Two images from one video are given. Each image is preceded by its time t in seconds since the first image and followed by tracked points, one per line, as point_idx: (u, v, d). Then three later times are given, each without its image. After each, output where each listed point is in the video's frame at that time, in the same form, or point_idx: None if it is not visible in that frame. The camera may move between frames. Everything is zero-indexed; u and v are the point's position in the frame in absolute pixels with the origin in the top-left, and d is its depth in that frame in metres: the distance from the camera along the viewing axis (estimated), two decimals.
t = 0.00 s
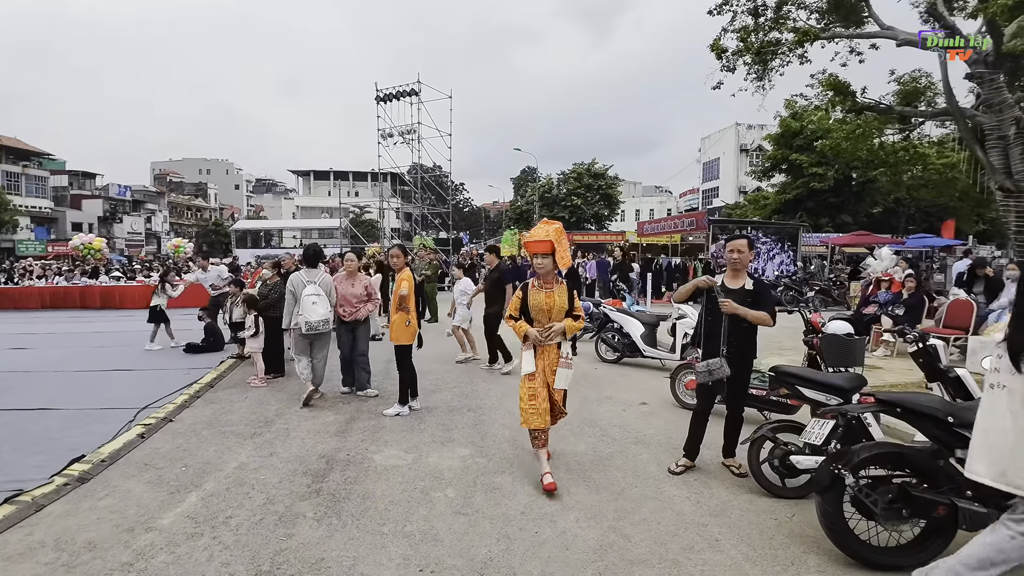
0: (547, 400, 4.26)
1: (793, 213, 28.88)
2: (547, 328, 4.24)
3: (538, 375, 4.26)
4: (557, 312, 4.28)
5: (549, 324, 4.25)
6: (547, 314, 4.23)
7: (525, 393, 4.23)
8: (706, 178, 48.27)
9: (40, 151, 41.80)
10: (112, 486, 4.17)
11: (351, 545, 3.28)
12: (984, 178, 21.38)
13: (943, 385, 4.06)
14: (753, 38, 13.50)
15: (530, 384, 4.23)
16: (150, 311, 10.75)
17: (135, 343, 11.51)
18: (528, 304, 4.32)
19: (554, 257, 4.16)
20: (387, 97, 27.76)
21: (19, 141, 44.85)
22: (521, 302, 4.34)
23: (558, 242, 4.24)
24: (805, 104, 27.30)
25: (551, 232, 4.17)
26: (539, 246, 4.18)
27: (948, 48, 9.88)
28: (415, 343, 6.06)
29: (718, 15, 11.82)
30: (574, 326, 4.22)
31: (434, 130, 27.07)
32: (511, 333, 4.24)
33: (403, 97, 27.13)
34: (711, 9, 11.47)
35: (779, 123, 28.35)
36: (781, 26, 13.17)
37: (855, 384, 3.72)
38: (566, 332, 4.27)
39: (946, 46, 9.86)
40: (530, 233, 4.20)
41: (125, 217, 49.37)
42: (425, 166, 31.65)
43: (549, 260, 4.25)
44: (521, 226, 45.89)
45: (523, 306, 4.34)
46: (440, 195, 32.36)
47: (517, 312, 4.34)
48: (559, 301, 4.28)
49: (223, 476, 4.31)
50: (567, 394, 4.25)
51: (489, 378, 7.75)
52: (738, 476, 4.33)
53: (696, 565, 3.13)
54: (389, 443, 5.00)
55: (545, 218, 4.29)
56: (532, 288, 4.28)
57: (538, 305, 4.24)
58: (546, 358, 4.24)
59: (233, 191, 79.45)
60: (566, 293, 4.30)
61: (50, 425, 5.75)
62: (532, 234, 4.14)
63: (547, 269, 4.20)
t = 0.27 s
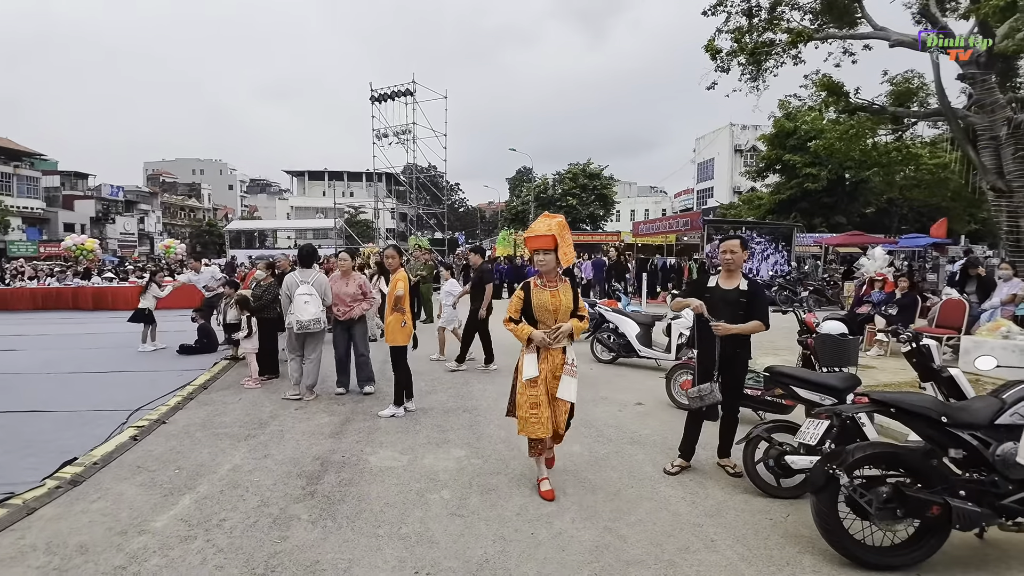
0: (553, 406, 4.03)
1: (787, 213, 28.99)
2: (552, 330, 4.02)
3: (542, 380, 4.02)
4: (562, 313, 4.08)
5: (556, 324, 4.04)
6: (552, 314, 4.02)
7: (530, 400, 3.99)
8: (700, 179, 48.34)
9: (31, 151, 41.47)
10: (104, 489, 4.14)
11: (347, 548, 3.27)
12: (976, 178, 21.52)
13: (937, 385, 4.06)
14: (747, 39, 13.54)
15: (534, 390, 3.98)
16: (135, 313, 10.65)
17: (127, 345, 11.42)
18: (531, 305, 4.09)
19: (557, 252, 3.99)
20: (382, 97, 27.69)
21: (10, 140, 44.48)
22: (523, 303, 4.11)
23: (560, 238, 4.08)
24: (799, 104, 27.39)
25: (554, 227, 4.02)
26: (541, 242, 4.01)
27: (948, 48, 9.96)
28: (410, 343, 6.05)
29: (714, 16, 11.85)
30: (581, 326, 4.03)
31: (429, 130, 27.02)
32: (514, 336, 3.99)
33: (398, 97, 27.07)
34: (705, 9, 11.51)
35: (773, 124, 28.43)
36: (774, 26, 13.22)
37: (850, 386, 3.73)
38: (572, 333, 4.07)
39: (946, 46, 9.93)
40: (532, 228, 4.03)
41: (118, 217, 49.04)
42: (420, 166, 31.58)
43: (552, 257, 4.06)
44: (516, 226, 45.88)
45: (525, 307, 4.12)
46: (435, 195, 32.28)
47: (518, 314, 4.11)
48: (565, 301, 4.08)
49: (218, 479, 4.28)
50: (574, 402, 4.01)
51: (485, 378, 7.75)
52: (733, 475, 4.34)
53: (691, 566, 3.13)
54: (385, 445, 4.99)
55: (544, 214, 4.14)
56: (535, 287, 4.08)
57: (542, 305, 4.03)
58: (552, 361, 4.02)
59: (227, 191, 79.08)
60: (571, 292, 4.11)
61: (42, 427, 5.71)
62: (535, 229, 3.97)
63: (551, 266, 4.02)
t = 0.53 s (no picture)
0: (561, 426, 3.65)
1: (777, 216, 29.19)
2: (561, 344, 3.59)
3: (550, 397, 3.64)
4: (571, 324, 3.64)
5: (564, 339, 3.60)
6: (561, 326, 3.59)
7: (537, 419, 3.66)
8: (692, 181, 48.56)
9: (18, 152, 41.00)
10: (94, 493, 4.10)
11: (339, 551, 3.26)
12: (963, 181, 21.79)
13: (925, 386, 4.09)
14: (738, 42, 13.63)
15: (542, 409, 3.64)
16: (131, 315, 10.54)
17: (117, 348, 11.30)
18: (536, 316, 3.64)
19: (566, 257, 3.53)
20: (373, 99, 27.63)
21: None
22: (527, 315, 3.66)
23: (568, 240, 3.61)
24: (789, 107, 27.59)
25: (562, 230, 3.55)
26: (548, 246, 3.53)
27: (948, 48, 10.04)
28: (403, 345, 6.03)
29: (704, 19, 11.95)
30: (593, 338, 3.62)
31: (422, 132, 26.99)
32: (521, 352, 3.57)
33: (390, 99, 27.01)
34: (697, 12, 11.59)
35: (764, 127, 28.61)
36: (764, 30, 13.31)
37: (840, 387, 3.75)
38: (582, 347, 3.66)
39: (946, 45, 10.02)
40: (538, 232, 3.54)
41: (106, 219, 48.57)
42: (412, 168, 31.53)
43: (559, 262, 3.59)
44: (508, 228, 45.89)
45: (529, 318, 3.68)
46: (428, 197, 32.23)
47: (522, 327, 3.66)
48: (573, 311, 3.64)
49: (209, 482, 4.26)
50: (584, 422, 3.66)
51: (478, 380, 7.74)
52: (725, 476, 4.36)
53: (685, 567, 3.15)
54: (378, 448, 4.97)
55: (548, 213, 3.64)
56: (541, 297, 3.62)
57: (550, 317, 3.59)
58: (561, 378, 3.63)
59: (217, 193, 78.58)
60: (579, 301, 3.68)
61: (29, 432, 5.64)
62: (542, 233, 3.49)
63: (560, 274, 3.56)
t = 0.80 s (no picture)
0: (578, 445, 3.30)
1: (767, 217, 29.41)
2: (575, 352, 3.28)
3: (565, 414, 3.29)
4: (583, 331, 3.35)
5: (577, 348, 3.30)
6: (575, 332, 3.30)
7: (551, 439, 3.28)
8: (682, 182, 48.79)
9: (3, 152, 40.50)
10: (81, 497, 4.06)
11: (330, 554, 3.25)
12: (949, 182, 22.03)
13: (912, 386, 4.14)
14: (728, 45, 13.73)
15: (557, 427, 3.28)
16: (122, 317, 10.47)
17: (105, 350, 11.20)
18: (546, 323, 3.33)
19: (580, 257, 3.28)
20: (364, 100, 27.57)
21: None
22: (535, 322, 3.36)
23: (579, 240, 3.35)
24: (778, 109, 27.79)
25: (575, 228, 3.28)
26: (561, 245, 3.26)
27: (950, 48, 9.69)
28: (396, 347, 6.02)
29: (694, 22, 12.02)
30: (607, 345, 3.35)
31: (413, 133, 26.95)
32: (530, 362, 3.25)
33: (381, 100, 26.95)
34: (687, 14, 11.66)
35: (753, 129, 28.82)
36: (754, 33, 13.42)
37: (830, 386, 3.78)
38: (596, 355, 3.37)
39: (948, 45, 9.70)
40: (549, 231, 3.26)
41: (93, 220, 48.04)
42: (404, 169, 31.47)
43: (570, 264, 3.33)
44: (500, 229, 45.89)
45: (537, 326, 3.37)
46: (419, 198, 32.18)
47: (530, 335, 3.35)
48: (585, 317, 3.35)
49: (199, 486, 4.23)
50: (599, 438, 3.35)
51: (469, 382, 7.74)
52: (716, 477, 4.39)
53: (676, 567, 3.17)
54: (369, 450, 4.96)
55: (558, 211, 3.37)
56: (550, 302, 3.32)
57: (561, 323, 3.29)
58: (575, 390, 3.31)
59: (206, 194, 78.00)
60: (592, 306, 3.39)
61: (14, 435, 5.57)
62: (554, 232, 3.22)
63: (571, 276, 3.29)
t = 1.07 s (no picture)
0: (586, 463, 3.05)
1: (755, 217, 29.63)
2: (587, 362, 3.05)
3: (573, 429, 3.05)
4: (595, 339, 3.13)
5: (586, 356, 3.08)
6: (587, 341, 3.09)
7: (559, 456, 3.01)
8: (672, 183, 49.03)
9: None
10: (67, 501, 4.02)
11: (321, 556, 3.24)
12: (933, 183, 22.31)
13: (897, 385, 4.20)
14: (716, 46, 13.82)
15: (565, 443, 3.01)
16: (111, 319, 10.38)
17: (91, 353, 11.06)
18: (555, 329, 3.10)
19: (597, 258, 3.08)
20: (354, 100, 27.46)
21: None
22: (541, 327, 3.13)
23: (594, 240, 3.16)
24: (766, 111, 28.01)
25: (591, 225, 3.10)
26: (576, 243, 3.05)
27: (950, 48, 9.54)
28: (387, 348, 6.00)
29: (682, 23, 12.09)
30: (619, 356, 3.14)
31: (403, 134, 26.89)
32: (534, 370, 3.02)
33: (371, 99, 26.82)
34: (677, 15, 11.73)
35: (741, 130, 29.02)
36: (742, 35, 13.53)
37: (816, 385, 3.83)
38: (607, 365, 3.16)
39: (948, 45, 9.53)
40: (564, 227, 3.07)
41: (77, 220, 47.39)
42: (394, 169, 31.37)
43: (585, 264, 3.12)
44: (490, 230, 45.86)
45: (543, 332, 3.14)
46: (409, 199, 32.11)
47: (535, 341, 3.11)
48: (598, 323, 3.14)
49: (187, 489, 4.19)
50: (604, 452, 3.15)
51: (460, 383, 7.73)
52: (706, 475, 4.43)
53: (667, 565, 3.19)
54: (360, 451, 4.95)
55: (571, 208, 3.19)
56: (560, 305, 3.10)
57: (572, 329, 3.07)
58: (584, 402, 3.08)
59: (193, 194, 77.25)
60: (604, 312, 3.19)
61: None
62: (570, 227, 3.03)
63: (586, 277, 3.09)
